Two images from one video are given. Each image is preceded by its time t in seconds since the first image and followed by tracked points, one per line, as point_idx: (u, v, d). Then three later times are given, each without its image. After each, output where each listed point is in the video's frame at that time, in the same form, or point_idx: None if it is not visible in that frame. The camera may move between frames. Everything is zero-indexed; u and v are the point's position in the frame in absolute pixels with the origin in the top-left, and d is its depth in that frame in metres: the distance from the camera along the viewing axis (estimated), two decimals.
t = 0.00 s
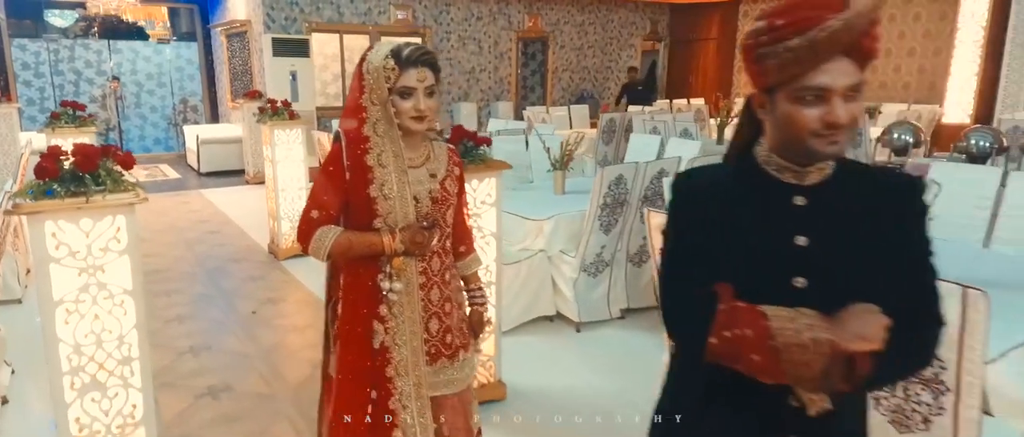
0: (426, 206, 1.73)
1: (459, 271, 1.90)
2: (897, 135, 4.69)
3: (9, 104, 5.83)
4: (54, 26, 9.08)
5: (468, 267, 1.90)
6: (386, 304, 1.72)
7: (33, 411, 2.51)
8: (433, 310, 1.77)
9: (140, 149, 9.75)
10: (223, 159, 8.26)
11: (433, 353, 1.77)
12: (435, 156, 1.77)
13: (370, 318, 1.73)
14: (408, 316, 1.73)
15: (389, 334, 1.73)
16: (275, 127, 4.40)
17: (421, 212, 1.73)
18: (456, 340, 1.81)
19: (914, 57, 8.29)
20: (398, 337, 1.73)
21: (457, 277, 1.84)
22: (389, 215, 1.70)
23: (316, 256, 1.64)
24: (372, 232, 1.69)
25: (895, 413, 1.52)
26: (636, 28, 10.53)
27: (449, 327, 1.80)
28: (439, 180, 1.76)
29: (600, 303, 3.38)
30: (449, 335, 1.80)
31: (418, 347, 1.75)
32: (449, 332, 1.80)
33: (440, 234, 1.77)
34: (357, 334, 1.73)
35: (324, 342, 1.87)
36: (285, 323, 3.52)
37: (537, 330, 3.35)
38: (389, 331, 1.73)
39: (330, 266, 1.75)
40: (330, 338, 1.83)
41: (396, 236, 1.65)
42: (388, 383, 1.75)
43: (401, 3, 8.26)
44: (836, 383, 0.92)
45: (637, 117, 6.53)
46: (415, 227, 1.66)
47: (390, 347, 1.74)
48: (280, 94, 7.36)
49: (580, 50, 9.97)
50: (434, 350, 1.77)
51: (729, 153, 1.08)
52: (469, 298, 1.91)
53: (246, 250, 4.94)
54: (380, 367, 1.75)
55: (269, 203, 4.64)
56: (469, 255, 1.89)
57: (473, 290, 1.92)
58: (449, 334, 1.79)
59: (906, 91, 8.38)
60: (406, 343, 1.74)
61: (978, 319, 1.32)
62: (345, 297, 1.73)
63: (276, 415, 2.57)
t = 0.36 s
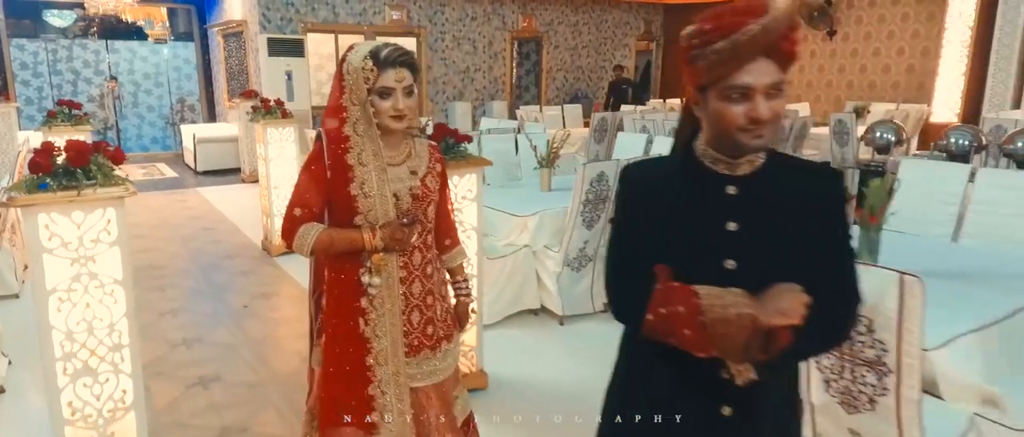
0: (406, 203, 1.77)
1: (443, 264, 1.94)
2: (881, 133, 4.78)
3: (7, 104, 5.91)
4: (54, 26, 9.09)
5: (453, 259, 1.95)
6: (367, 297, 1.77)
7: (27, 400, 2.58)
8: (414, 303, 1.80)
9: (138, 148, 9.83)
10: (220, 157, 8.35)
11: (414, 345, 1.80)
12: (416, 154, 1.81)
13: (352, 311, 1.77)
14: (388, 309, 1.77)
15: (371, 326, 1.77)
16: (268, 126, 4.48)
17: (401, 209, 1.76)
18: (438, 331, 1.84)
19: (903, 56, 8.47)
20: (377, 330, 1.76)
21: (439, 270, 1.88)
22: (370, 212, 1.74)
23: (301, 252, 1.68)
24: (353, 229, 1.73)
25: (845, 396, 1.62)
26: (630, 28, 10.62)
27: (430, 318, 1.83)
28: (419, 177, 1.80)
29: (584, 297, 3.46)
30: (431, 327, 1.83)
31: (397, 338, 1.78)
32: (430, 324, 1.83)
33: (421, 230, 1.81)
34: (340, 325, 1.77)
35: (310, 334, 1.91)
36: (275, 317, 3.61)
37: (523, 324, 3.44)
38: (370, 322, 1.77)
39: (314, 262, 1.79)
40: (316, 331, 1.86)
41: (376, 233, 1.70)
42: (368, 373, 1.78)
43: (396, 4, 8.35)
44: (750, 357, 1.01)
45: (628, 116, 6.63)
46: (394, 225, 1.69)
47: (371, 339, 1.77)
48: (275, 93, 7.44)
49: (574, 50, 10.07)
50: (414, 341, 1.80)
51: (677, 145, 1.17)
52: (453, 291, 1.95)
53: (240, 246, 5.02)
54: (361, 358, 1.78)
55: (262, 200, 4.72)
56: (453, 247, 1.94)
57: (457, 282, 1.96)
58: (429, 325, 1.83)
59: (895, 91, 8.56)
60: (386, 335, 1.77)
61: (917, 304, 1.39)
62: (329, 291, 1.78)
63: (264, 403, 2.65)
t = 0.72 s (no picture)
0: (398, 202, 1.81)
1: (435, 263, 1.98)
2: (861, 132, 4.93)
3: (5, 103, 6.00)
4: (53, 26, 9.17)
5: (446, 258, 1.98)
6: (361, 294, 1.79)
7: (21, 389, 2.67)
8: (407, 300, 1.84)
9: (135, 147, 9.91)
10: (216, 156, 8.45)
11: (406, 342, 1.83)
12: (407, 155, 1.85)
13: (346, 309, 1.78)
14: (381, 306, 1.80)
15: (364, 322, 1.79)
16: (260, 125, 4.57)
17: (394, 208, 1.81)
18: (430, 328, 1.89)
19: (891, 56, 8.63)
20: (371, 327, 1.79)
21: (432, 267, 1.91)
22: (364, 212, 1.78)
23: (296, 251, 1.70)
24: (346, 228, 1.76)
25: (791, 377, 1.72)
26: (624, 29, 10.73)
27: (424, 315, 1.87)
28: (411, 177, 1.84)
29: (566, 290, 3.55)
30: (424, 324, 1.87)
31: (390, 335, 1.81)
32: (423, 321, 1.87)
33: (414, 228, 1.85)
34: (333, 323, 1.79)
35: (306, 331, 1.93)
36: (265, 310, 3.71)
37: (506, 317, 3.55)
38: (363, 319, 1.79)
39: (311, 261, 1.81)
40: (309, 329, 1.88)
41: (370, 231, 1.72)
42: (361, 371, 1.80)
43: (390, 4, 8.44)
44: (673, 332, 1.12)
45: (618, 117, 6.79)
46: (387, 224, 1.72)
47: (364, 336, 1.80)
48: (269, 92, 7.54)
49: (567, 50, 10.17)
50: (407, 338, 1.83)
51: (620, 139, 1.27)
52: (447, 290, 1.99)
53: (233, 243, 5.12)
54: (354, 355, 1.80)
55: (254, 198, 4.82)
56: (447, 246, 1.98)
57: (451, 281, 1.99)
58: (422, 322, 1.86)
59: (883, 91, 8.73)
60: (379, 331, 1.80)
61: (851, 288, 1.49)
62: (324, 290, 1.80)
63: (252, 390, 2.75)
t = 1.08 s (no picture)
0: (402, 196, 1.90)
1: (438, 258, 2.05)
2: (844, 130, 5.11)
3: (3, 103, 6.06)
4: (52, 26, 9.21)
5: (447, 253, 2.05)
6: (369, 288, 1.87)
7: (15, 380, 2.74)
8: (415, 292, 1.93)
9: (132, 147, 9.97)
10: (213, 155, 8.54)
11: (415, 333, 1.92)
12: (407, 152, 1.94)
13: (354, 303, 1.87)
14: (389, 298, 1.88)
15: (372, 316, 1.87)
16: (252, 124, 4.63)
17: (398, 202, 1.90)
18: (437, 320, 1.98)
19: (881, 56, 8.84)
20: (380, 319, 1.87)
21: (438, 261, 2.01)
22: (368, 206, 1.86)
23: (304, 248, 1.77)
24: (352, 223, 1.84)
25: (749, 362, 1.81)
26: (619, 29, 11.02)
27: (431, 307, 1.96)
28: (412, 172, 1.93)
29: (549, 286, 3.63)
30: (431, 316, 1.96)
31: (399, 326, 1.90)
32: (430, 313, 1.96)
33: (419, 223, 1.94)
34: (341, 315, 1.88)
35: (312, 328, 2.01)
36: (256, 305, 3.79)
37: (492, 311, 3.64)
38: (371, 313, 1.87)
39: (316, 258, 1.89)
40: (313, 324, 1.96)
41: (375, 225, 1.80)
42: (373, 367, 1.87)
43: (385, 5, 8.52)
44: (620, 313, 1.20)
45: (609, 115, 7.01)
46: (393, 217, 1.80)
47: (373, 329, 1.87)
48: (265, 91, 7.63)
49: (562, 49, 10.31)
50: (415, 329, 1.92)
51: (575, 136, 1.35)
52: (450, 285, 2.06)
53: (228, 240, 5.21)
54: (363, 349, 1.88)
55: (248, 195, 4.91)
56: (448, 242, 2.04)
57: (452, 276, 2.06)
58: (429, 314, 1.95)
59: (874, 90, 8.93)
60: (388, 324, 1.88)
61: (799, 276, 1.57)
62: (330, 286, 1.87)
63: (242, 381, 2.83)
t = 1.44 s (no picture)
0: (396, 195, 1.95)
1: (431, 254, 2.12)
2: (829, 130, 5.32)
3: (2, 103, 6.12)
4: (51, 26, 9.30)
5: (446, 246, 2.08)
6: (367, 283, 1.96)
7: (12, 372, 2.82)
8: (409, 287, 2.01)
9: (130, 146, 10.05)
10: (211, 155, 8.63)
11: (411, 326, 2.02)
12: (403, 151, 1.99)
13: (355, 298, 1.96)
14: (387, 293, 1.97)
15: (372, 310, 1.96)
16: (246, 123, 4.71)
17: (392, 200, 1.96)
18: (429, 314, 2.07)
19: (871, 56, 9.00)
20: (378, 312, 1.96)
21: (429, 256, 2.09)
22: (364, 204, 1.93)
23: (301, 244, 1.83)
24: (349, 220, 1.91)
25: (712, 349, 1.90)
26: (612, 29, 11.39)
27: (423, 302, 2.05)
28: (407, 171, 1.99)
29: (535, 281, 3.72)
30: (423, 310, 2.05)
31: (398, 319, 1.99)
32: (423, 307, 2.05)
33: (411, 221, 1.99)
34: (341, 309, 1.98)
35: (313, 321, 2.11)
36: (248, 300, 3.88)
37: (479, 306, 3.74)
38: (371, 306, 1.96)
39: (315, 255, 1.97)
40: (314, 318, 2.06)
41: (371, 222, 1.87)
42: (378, 360, 1.97)
43: (381, 5, 8.62)
44: (572, 298, 1.28)
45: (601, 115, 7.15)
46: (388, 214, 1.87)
47: (373, 322, 1.97)
48: (261, 91, 7.71)
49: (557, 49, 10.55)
50: (411, 322, 2.02)
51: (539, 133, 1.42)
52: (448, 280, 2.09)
53: (223, 238, 5.30)
54: (366, 342, 1.98)
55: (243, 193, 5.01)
56: (445, 235, 2.07)
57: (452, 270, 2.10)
58: (423, 307, 2.05)
59: (865, 90, 9.11)
60: (389, 317, 1.98)
61: (752, 266, 1.66)
62: (329, 282, 1.97)
63: (231, 373, 2.90)
